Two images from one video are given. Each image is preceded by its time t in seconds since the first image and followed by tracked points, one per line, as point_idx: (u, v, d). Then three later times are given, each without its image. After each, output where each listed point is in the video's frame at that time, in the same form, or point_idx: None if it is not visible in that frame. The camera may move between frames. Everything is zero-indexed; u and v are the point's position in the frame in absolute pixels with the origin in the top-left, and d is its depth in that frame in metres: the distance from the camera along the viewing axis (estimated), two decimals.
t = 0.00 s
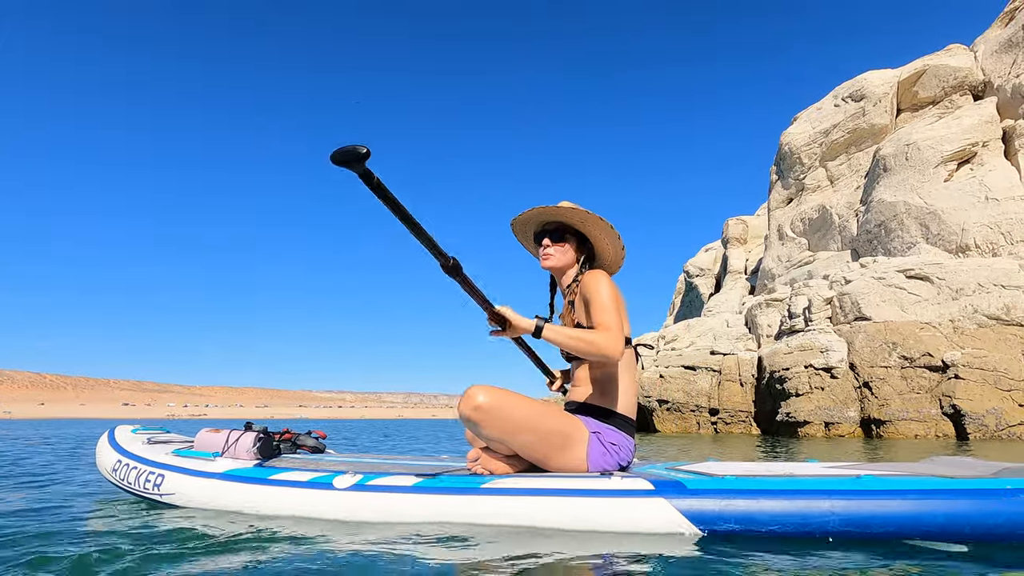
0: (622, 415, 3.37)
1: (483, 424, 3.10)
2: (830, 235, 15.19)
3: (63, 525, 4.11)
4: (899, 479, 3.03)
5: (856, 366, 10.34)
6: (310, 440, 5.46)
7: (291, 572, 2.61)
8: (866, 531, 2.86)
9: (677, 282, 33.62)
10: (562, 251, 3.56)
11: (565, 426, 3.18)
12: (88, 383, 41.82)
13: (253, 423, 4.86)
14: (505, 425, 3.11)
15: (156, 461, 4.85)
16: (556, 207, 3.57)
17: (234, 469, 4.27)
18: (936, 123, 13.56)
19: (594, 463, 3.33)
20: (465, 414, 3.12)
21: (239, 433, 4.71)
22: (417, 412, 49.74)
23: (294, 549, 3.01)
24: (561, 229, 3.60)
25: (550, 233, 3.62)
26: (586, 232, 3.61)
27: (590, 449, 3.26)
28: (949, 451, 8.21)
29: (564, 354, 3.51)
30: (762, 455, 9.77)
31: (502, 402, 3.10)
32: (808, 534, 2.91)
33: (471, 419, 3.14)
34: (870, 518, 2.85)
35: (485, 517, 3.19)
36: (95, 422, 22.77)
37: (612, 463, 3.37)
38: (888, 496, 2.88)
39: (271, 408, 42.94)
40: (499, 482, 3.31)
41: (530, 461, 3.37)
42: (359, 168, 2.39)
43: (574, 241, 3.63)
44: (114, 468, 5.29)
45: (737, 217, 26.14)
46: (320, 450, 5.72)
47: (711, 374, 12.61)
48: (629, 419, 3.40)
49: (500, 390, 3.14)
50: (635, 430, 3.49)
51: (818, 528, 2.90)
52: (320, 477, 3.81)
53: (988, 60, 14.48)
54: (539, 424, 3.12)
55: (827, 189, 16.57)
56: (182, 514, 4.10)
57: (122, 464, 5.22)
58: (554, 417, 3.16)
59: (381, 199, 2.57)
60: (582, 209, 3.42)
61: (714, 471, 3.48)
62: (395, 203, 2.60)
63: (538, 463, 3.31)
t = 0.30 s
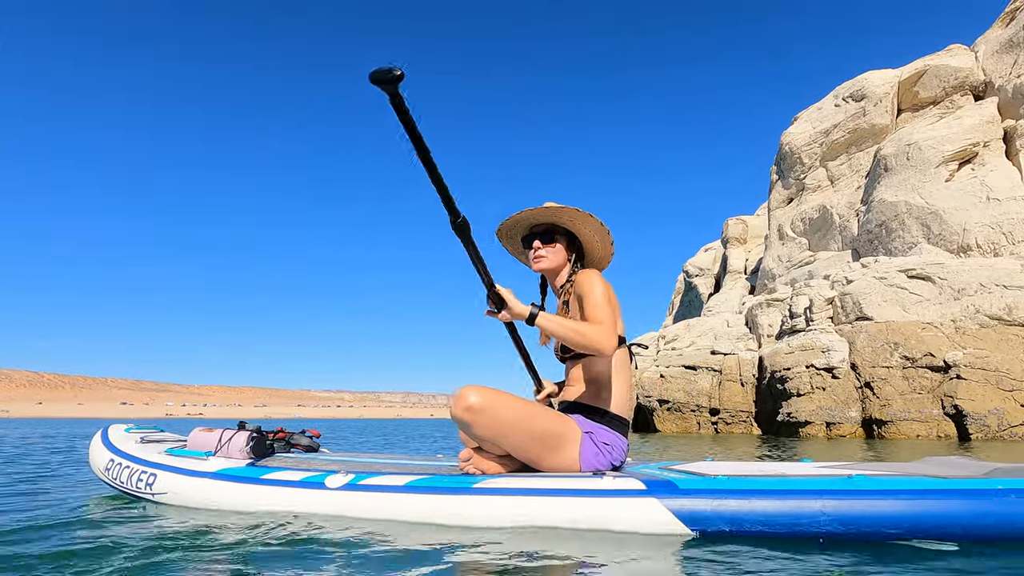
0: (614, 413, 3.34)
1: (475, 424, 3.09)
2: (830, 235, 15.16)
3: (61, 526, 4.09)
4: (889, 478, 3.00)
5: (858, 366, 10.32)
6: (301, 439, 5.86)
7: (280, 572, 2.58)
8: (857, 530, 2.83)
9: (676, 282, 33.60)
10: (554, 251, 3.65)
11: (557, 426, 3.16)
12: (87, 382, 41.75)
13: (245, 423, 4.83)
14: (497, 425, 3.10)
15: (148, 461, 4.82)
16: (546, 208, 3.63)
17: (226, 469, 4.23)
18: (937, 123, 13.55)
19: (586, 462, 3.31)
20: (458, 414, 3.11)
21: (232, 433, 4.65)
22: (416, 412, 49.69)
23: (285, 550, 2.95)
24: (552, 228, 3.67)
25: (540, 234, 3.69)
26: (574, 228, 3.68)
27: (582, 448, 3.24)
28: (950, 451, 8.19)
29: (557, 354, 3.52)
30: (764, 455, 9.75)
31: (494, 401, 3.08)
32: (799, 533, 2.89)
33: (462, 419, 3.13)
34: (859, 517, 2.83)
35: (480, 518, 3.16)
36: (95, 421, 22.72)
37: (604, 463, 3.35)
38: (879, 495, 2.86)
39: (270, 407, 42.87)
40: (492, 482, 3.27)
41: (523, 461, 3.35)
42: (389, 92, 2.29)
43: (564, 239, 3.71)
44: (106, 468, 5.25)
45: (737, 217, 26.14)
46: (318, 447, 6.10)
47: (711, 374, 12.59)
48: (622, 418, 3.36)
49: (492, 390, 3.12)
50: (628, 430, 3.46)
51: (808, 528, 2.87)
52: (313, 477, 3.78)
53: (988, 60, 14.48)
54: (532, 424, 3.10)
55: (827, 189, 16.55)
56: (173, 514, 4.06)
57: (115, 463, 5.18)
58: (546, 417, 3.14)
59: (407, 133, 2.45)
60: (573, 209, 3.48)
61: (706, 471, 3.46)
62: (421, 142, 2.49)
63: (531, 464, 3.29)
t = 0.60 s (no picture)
0: (612, 411, 3.31)
1: (473, 421, 3.09)
2: (833, 234, 15.11)
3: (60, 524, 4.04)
4: (887, 477, 2.97)
5: (862, 365, 10.29)
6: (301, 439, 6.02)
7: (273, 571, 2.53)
8: (852, 531, 2.80)
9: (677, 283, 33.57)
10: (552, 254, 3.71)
11: (555, 425, 3.14)
12: (88, 382, 41.68)
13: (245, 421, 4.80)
14: (495, 423, 3.09)
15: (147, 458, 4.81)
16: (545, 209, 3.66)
17: (223, 468, 4.21)
18: (941, 123, 13.51)
19: (583, 461, 3.27)
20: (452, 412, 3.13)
21: (230, 431, 4.62)
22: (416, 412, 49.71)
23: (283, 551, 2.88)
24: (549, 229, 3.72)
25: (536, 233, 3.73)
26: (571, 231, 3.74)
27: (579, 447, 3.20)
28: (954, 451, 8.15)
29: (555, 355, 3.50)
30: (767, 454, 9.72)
31: (492, 400, 3.09)
32: (795, 534, 2.85)
33: (461, 418, 3.13)
34: (853, 517, 2.80)
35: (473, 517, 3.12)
36: (95, 421, 22.66)
37: (601, 461, 3.31)
38: (875, 496, 2.82)
39: (270, 407, 42.95)
40: (487, 480, 3.24)
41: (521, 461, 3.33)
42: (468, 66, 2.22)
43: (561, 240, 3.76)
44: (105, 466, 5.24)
45: (738, 217, 26.10)
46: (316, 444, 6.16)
47: (714, 373, 12.55)
48: (619, 416, 3.33)
49: (490, 389, 3.12)
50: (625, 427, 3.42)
51: (802, 528, 2.84)
52: (309, 475, 3.75)
53: (992, 59, 14.42)
54: (530, 421, 3.09)
55: (830, 189, 16.50)
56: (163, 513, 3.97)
57: (113, 461, 5.17)
58: (543, 415, 3.12)
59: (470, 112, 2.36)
60: (577, 214, 3.50)
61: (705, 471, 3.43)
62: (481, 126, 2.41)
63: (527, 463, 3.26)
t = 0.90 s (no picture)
0: (623, 416, 3.42)
1: (472, 420, 3.24)
2: (885, 226, 14.42)
3: (111, 549, 3.88)
4: (954, 492, 2.86)
5: (930, 364, 9.68)
6: (345, 438, 5.79)
7: None
8: (925, 553, 2.69)
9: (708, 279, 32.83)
10: (595, 239, 3.72)
11: (556, 425, 3.30)
12: (121, 382, 42.21)
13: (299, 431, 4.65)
14: (494, 423, 3.24)
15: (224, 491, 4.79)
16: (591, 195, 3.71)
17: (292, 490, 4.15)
18: (1004, 107, 12.80)
19: (586, 462, 3.44)
20: (450, 409, 3.28)
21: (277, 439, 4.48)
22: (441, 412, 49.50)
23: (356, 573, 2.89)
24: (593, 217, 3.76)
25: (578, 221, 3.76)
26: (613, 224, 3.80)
27: (582, 447, 3.36)
28: None
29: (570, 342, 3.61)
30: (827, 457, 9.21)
31: (492, 400, 3.23)
32: (861, 553, 2.78)
33: (459, 415, 3.29)
34: (926, 537, 2.69)
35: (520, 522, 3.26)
36: (128, 420, 22.68)
37: (604, 462, 3.45)
38: (947, 513, 2.72)
39: (299, 407, 43.06)
40: (531, 486, 3.35)
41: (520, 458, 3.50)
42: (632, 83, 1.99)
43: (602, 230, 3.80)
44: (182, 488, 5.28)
45: (774, 211, 25.34)
46: (358, 444, 5.90)
47: (764, 373, 12.07)
48: (631, 419, 3.44)
49: (489, 387, 3.26)
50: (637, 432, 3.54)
51: (871, 548, 2.76)
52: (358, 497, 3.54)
53: None
54: (529, 421, 3.24)
55: (878, 179, 15.79)
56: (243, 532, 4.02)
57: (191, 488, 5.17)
58: (544, 416, 3.28)
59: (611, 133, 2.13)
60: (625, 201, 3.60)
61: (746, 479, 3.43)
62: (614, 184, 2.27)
63: (528, 461, 3.44)
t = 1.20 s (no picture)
0: (624, 415, 3.36)
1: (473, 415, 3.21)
2: (893, 224, 14.31)
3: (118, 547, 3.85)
4: (953, 490, 2.86)
5: (941, 364, 9.59)
6: (350, 438, 5.75)
7: None
8: (924, 552, 2.68)
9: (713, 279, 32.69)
10: (602, 238, 3.69)
11: (558, 423, 3.26)
12: (127, 382, 42.33)
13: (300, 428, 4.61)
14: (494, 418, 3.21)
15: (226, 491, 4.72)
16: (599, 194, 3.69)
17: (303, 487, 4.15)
18: (1015, 103, 12.69)
19: (585, 461, 3.38)
20: (451, 404, 3.26)
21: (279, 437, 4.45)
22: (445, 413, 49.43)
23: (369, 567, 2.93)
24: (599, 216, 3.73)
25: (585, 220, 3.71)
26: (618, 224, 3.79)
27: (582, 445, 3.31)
28: None
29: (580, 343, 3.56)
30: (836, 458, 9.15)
31: (492, 395, 3.19)
32: (863, 552, 2.77)
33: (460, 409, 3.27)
34: (926, 535, 2.68)
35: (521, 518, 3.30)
36: (134, 420, 22.72)
37: (604, 462, 3.40)
38: (947, 511, 2.72)
39: (302, 407, 43.06)
40: (534, 480, 3.37)
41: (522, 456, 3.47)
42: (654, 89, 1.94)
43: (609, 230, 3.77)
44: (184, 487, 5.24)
45: (780, 210, 25.20)
46: (362, 444, 5.86)
47: (772, 372, 11.99)
48: (631, 418, 3.38)
49: (491, 383, 3.22)
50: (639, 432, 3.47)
51: (872, 547, 2.75)
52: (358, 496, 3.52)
53: None
54: (529, 419, 3.20)
55: (886, 177, 15.67)
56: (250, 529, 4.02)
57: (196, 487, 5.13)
58: (545, 414, 3.24)
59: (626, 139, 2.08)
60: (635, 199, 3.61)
61: (743, 477, 3.43)
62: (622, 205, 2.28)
63: (529, 459, 3.41)
